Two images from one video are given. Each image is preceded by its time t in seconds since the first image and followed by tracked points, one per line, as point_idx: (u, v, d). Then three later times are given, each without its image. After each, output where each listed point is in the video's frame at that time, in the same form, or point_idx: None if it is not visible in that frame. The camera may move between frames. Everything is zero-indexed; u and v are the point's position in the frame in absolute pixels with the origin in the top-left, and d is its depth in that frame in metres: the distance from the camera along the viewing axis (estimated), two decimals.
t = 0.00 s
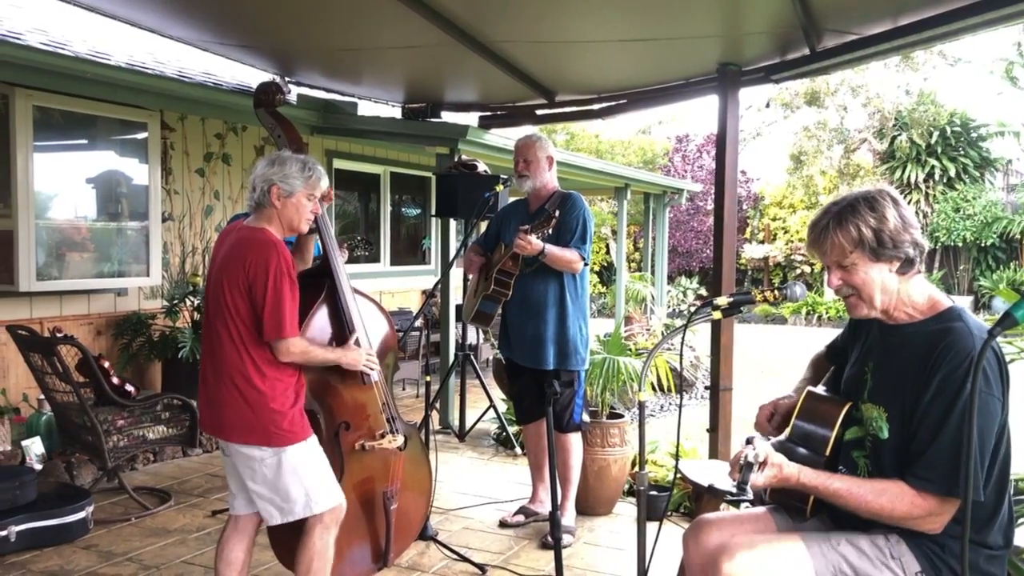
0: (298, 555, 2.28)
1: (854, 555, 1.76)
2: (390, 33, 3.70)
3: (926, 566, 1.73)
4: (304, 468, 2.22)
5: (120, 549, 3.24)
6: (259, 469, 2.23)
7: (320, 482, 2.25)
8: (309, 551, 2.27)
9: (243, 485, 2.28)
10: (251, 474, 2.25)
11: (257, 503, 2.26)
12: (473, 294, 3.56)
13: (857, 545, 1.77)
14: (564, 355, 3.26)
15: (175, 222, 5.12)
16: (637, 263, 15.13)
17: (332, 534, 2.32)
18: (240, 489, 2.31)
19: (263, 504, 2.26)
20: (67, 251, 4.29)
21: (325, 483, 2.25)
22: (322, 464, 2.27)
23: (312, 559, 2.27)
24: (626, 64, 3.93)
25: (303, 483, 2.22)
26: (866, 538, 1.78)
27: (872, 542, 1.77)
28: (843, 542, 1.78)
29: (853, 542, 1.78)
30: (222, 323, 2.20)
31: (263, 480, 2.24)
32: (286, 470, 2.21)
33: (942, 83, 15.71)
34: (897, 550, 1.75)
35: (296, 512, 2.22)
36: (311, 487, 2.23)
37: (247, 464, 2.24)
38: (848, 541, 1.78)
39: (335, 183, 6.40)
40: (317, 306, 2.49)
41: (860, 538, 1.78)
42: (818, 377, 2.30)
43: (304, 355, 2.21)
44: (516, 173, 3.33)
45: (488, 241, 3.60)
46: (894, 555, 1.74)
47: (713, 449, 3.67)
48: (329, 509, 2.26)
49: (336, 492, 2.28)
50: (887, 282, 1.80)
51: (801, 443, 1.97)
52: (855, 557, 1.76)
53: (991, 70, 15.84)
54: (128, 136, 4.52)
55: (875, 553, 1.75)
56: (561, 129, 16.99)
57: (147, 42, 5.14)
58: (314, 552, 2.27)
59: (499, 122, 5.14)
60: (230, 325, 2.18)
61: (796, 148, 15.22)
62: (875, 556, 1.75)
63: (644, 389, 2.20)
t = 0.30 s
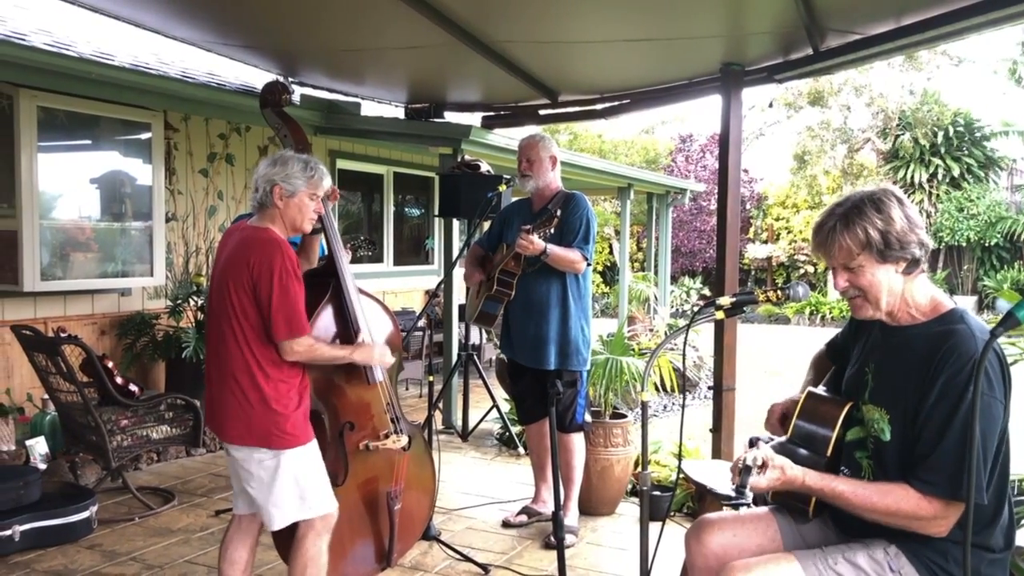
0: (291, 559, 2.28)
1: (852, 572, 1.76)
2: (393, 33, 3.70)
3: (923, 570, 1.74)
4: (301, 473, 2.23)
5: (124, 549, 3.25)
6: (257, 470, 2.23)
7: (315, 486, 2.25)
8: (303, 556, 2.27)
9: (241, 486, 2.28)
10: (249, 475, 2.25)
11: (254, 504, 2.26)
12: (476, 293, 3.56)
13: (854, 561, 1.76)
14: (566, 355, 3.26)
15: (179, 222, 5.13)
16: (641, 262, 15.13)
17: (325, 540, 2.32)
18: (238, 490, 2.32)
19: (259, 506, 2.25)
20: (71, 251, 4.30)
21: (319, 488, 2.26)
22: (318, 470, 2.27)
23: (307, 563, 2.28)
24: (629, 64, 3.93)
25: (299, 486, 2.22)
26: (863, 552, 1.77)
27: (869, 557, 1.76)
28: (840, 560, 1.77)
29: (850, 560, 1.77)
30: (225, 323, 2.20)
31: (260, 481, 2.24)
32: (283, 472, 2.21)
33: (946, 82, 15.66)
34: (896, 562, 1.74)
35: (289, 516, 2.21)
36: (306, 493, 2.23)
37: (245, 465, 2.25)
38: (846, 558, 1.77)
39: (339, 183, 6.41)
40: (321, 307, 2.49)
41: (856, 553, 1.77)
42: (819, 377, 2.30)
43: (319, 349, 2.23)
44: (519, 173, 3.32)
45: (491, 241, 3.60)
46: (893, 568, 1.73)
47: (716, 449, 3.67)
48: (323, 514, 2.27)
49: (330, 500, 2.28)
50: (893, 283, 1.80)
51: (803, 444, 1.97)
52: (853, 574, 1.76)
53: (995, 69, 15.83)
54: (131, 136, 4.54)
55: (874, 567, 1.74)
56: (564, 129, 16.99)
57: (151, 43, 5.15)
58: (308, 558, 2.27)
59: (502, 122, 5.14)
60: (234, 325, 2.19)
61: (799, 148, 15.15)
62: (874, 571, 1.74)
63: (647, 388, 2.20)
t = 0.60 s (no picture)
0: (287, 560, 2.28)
1: (857, 574, 1.75)
2: (397, 33, 3.70)
3: (930, 570, 1.73)
4: (298, 477, 2.22)
5: (128, 548, 3.25)
6: (257, 472, 2.23)
7: (311, 491, 2.24)
8: (298, 558, 2.26)
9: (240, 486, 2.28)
10: (248, 477, 2.25)
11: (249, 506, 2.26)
12: (479, 293, 3.56)
13: (859, 563, 1.75)
14: (570, 355, 3.26)
15: (183, 221, 5.14)
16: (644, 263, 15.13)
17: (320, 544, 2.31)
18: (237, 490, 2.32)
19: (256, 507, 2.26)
20: (75, 251, 4.30)
21: (315, 492, 2.25)
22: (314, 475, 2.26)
23: (301, 565, 2.27)
24: (632, 63, 3.92)
25: (297, 489, 2.22)
26: (868, 554, 1.76)
27: (874, 559, 1.75)
28: (845, 562, 1.77)
29: (854, 561, 1.76)
30: (231, 323, 2.20)
31: (258, 483, 2.24)
32: (281, 474, 2.21)
33: (951, 82, 15.63)
34: (902, 564, 1.73)
35: (284, 521, 2.21)
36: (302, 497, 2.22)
37: (244, 466, 2.25)
38: (851, 560, 1.76)
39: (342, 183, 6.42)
40: (327, 306, 2.50)
41: (862, 555, 1.76)
42: (823, 378, 2.29)
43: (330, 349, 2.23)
44: (523, 173, 3.32)
45: (494, 241, 3.59)
46: (897, 570, 1.73)
47: (720, 449, 3.66)
48: (317, 519, 2.26)
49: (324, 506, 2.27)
50: (901, 281, 1.79)
51: (808, 444, 1.96)
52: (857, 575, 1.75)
53: (999, 69, 15.80)
54: (135, 136, 4.55)
55: (879, 569, 1.74)
56: (568, 129, 17.00)
57: (155, 43, 5.16)
58: (303, 561, 2.27)
59: (506, 122, 5.14)
60: (239, 325, 2.19)
61: (803, 148, 15.18)
62: (878, 573, 1.73)
63: (652, 388, 2.19)
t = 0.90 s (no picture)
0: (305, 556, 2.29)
1: (860, 567, 1.75)
2: (400, 33, 3.70)
3: (935, 568, 1.72)
4: (315, 468, 2.23)
5: (131, 548, 3.26)
6: (270, 468, 2.24)
7: (328, 481, 2.25)
8: (317, 551, 2.27)
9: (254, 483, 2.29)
10: (262, 473, 2.26)
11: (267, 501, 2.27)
12: (482, 293, 3.56)
13: (864, 556, 1.76)
14: (574, 355, 3.26)
15: (187, 221, 5.15)
16: (647, 262, 15.13)
17: (339, 535, 2.32)
18: (249, 489, 2.33)
19: (272, 503, 2.26)
20: (79, 251, 4.31)
21: (334, 482, 2.26)
22: (332, 465, 2.27)
23: (320, 557, 2.28)
24: (635, 63, 3.92)
25: (314, 482, 2.23)
26: (873, 548, 1.77)
27: (879, 553, 1.75)
28: (849, 554, 1.78)
29: (859, 554, 1.77)
30: (235, 324, 2.20)
31: (273, 479, 2.25)
32: (296, 469, 2.22)
33: (954, 81, 15.60)
34: (906, 558, 1.74)
35: (304, 512, 2.22)
36: (320, 487, 2.23)
37: (258, 463, 2.25)
38: (855, 552, 1.77)
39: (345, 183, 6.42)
40: (329, 306, 2.50)
41: (867, 548, 1.77)
42: (824, 378, 2.30)
43: (327, 352, 2.24)
44: (526, 175, 3.33)
45: (497, 241, 3.60)
46: (902, 565, 1.73)
47: (722, 449, 3.66)
48: (337, 509, 2.27)
49: (345, 493, 2.28)
50: (903, 282, 1.79)
51: (810, 444, 1.95)
52: (862, 568, 1.75)
53: (1003, 69, 15.79)
54: (139, 136, 4.56)
55: (884, 563, 1.74)
56: (571, 129, 17.01)
57: (159, 43, 5.17)
58: (323, 551, 2.28)
59: (509, 121, 5.14)
60: (242, 326, 2.19)
61: (806, 148, 15.36)
62: (882, 567, 1.74)
63: (655, 389, 2.18)
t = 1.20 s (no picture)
0: (309, 556, 2.29)
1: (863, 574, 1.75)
2: (402, 33, 3.70)
3: (937, 571, 1.73)
4: (320, 471, 2.23)
5: (134, 547, 3.26)
6: (273, 471, 2.24)
7: (331, 484, 2.25)
8: (320, 552, 2.27)
9: (258, 485, 2.29)
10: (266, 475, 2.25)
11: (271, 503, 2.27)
12: (485, 292, 3.56)
13: (865, 563, 1.75)
14: (577, 355, 3.26)
15: (189, 222, 5.15)
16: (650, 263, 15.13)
17: (344, 536, 2.32)
18: (253, 489, 2.33)
19: (277, 506, 2.26)
20: (82, 251, 4.32)
21: (337, 481, 2.26)
22: (335, 468, 2.28)
23: (324, 560, 2.28)
24: (638, 64, 3.92)
25: (318, 485, 2.23)
26: (875, 555, 1.76)
27: (882, 559, 1.75)
28: (852, 563, 1.76)
29: (861, 562, 1.76)
30: (239, 325, 2.21)
31: (277, 482, 2.24)
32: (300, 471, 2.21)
33: (958, 81, 15.56)
34: (908, 564, 1.73)
35: (307, 516, 2.22)
36: (325, 491, 2.23)
37: (260, 464, 2.25)
38: (857, 561, 1.76)
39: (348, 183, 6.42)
40: (331, 307, 2.50)
41: (869, 555, 1.76)
42: (826, 377, 2.30)
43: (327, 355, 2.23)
44: (531, 173, 3.33)
45: (500, 241, 3.60)
46: (905, 570, 1.73)
47: (725, 449, 3.65)
48: (341, 510, 2.27)
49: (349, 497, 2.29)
50: (902, 285, 1.79)
51: (811, 444, 1.96)
52: None
53: (1006, 69, 15.77)
54: (142, 137, 4.56)
55: (886, 569, 1.74)
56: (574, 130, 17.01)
57: (162, 44, 5.18)
58: (326, 554, 2.28)
59: (512, 122, 5.15)
60: (246, 327, 2.20)
61: (809, 148, 15.27)
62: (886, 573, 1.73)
63: (658, 389, 2.17)
